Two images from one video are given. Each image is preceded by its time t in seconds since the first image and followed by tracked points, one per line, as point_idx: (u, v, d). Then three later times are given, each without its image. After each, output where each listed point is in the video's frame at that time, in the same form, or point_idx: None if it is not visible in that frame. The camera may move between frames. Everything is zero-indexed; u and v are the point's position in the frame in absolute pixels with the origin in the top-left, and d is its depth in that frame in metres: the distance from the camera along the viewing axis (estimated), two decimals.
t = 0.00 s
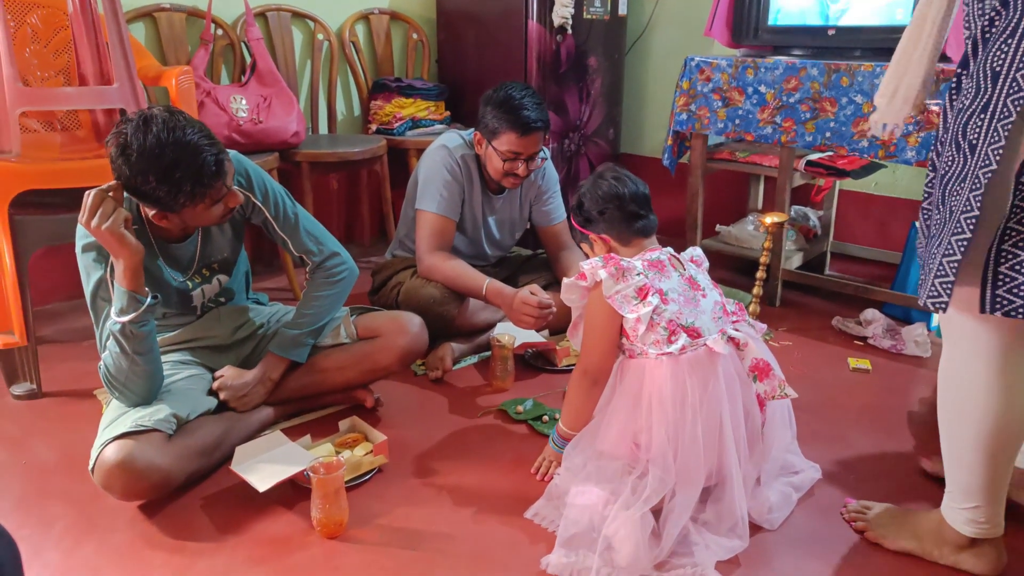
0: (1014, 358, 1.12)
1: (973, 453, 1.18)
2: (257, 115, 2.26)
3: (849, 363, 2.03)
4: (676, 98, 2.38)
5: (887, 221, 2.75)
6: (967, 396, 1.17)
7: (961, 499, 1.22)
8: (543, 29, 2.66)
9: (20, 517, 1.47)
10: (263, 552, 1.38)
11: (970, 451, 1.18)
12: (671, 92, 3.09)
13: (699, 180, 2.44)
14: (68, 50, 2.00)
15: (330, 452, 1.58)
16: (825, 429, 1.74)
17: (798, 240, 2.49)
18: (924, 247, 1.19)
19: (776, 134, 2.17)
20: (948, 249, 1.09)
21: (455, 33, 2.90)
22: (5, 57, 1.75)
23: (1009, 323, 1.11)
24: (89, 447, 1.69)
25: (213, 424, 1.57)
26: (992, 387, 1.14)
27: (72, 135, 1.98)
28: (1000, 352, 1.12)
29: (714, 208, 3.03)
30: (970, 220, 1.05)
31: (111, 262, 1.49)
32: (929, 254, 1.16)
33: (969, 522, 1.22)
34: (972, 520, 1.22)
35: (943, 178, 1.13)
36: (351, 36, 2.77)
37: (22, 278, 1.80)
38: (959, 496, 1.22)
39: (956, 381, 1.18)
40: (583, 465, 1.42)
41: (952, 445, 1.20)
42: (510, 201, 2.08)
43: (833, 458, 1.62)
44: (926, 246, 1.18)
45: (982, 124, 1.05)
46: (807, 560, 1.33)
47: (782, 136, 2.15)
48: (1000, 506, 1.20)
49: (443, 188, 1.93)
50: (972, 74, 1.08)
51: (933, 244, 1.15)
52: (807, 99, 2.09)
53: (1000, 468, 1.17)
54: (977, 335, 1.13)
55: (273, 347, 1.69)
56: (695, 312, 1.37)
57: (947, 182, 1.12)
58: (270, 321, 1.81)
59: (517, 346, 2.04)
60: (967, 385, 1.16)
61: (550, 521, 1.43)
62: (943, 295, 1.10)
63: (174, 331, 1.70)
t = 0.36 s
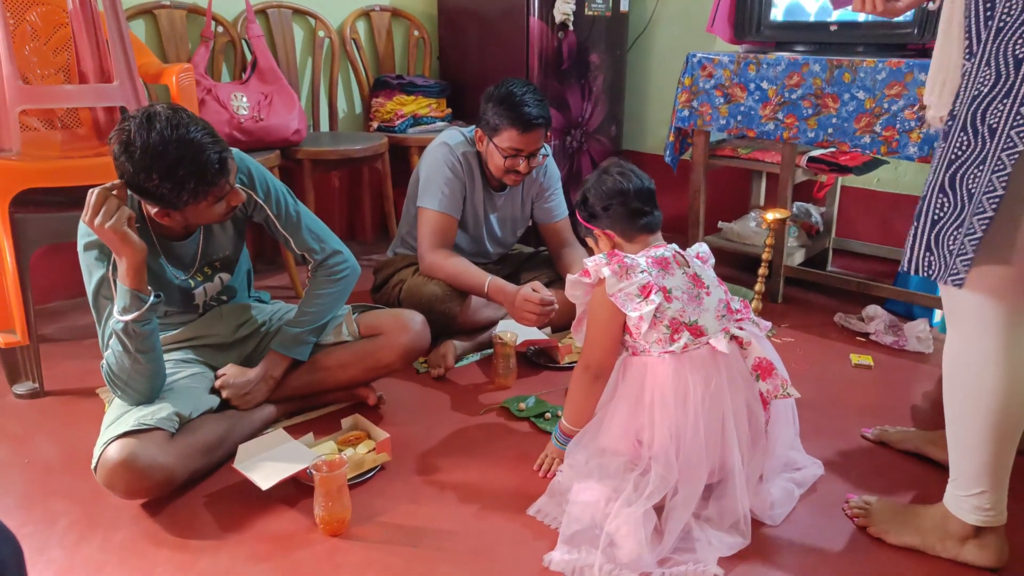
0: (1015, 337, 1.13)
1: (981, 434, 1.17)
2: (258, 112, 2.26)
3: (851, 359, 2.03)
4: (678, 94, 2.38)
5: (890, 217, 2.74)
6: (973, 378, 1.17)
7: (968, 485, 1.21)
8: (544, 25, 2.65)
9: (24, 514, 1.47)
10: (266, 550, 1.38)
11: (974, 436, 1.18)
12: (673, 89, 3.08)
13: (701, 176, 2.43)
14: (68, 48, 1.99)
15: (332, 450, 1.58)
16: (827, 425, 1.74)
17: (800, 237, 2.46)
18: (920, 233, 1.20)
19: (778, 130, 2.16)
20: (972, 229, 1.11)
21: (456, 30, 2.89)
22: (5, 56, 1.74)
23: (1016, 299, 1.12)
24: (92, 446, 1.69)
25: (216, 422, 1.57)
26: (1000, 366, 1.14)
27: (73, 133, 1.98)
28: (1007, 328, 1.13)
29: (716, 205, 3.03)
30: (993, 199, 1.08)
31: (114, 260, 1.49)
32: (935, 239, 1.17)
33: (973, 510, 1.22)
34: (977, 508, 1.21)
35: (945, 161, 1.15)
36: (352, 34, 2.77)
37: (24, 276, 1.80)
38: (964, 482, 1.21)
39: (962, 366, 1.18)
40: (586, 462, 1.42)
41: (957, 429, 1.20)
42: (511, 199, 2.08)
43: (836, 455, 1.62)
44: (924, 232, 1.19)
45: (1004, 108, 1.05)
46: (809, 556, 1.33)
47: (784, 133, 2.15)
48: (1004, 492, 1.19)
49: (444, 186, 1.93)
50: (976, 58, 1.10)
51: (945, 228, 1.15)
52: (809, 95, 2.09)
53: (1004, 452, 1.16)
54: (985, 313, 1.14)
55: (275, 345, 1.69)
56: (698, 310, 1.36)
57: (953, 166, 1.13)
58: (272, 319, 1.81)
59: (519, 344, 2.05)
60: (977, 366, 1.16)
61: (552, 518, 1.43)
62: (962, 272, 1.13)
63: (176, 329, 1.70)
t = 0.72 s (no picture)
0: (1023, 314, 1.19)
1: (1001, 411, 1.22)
2: (260, 109, 2.26)
3: (852, 356, 2.03)
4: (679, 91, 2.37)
5: (891, 214, 2.74)
6: (990, 359, 1.21)
7: (983, 461, 1.26)
8: (546, 22, 2.65)
9: (27, 510, 1.47)
10: (268, 546, 1.38)
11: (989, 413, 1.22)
12: (674, 86, 3.08)
13: (703, 173, 2.43)
14: (70, 45, 1.99)
15: (334, 447, 1.58)
16: (829, 422, 1.74)
17: (802, 235, 2.47)
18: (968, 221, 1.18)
19: (780, 128, 2.16)
20: None
21: (458, 27, 2.89)
22: (7, 52, 1.75)
23: None
24: (94, 441, 1.69)
25: (217, 418, 1.58)
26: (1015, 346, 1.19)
27: (75, 130, 1.98)
28: (1015, 305, 1.18)
29: (717, 202, 3.03)
30: None
31: (116, 256, 1.49)
32: (994, 225, 1.15)
33: (992, 483, 1.27)
34: (994, 481, 1.26)
35: (993, 147, 1.14)
36: (353, 31, 2.77)
37: (27, 273, 1.80)
38: (982, 458, 1.26)
39: (974, 347, 1.23)
40: (587, 459, 1.43)
41: (974, 408, 1.25)
42: (507, 191, 2.08)
43: (837, 452, 1.62)
44: (979, 217, 1.17)
45: None
46: (811, 554, 1.33)
47: (785, 130, 2.15)
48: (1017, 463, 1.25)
49: (441, 180, 1.94)
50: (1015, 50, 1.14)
51: (1008, 214, 1.14)
52: (811, 93, 2.08)
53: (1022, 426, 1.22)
54: (996, 294, 1.19)
55: (277, 342, 1.69)
56: (701, 309, 1.38)
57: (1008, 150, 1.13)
58: (274, 316, 1.81)
59: (520, 340, 2.05)
60: (991, 347, 1.20)
61: (553, 514, 1.43)
62: None
63: (178, 325, 1.70)
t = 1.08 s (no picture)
0: None
1: None
2: (263, 106, 2.27)
3: (855, 355, 2.02)
4: (682, 89, 2.37)
5: (894, 213, 2.74)
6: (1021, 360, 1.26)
7: (1006, 460, 1.32)
8: (548, 20, 2.66)
9: (29, 505, 1.48)
10: (269, 542, 1.38)
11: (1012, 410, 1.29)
12: (677, 83, 3.08)
13: (705, 171, 2.43)
14: (74, 41, 2.00)
15: (335, 443, 1.58)
16: (830, 421, 1.74)
17: (804, 233, 2.47)
18: (1008, 223, 1.21)
19: (783, 126, 2.16)
20: None
21: (461, 24, 2.89)
22: (12, 48, 1.76)
23: None
24: (96, 437, 1.70)
25: (219, 414, 1.58)
26: None
27: (79, 125, 1.99)
28: None
29: (720, 200, 3.03)
30: None
31: (119, 252, 1.49)
32: None
33: (1014, 479, 1.33)
34: (1015, 477, 1.33)
35: None
36: (357, 27, 2.77)
37: (30, 268, 1.81)
38: (1007, 457, 1.32)
39: (1013, 350, 1.27)
40: (589, 456, 1.42)
41: (1001, 406, 1.31)
42: (497, 182, 2.11)
43: (838, 451, 1.62)
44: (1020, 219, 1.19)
45: None
46: (813, 553, 1.33)
47: (789, 128, 2.15)
48: None
49: (432, 175, 1.96)
50: None
51: None
52: (814, 91, 2.08)
53: None
54: None
55: (279, 338, 1.69)
56: (698, 305, 1.37)
57: None
58: (276, 312, 1.82)
59: (522, 337, 2.05)
60: None
61: (554, 512, 1.43)
62: None
63: (181, 321, 1.70)
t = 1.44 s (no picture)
0: None
1: None
2: (265, 104, 2.27)
3: (857, 354, 2.02)
4: (685, 88, 2.37)
5: (897, 213, 2.73)
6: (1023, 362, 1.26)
7: (1008, 461, 1.32)
8: (551, 18, 2.66)
9: (31, 502, 1.48)
10: (270, 540, 1.38)
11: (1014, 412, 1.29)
12: (680, 82, 3.08)
13: (708, 170, 2.44)
14: (77, 39, 2.00)
15: (337, 441, 1.58)
16: (832, 420, 1.74)
17: (807, 232, 2.48)
18: (1007, 228, 1.19)
19: (785, 125, 2.16)
20: None
21: (464, 22, 2.89)
22: (14, 44, 1.76)
23: None
24: (98, 434, 1.70)
25: (222, 412, 1.58)
26: None
27: (82, 123, 1.99)
28: None
29: (723, 200, 3.02)
30: None
31: (120, 250, 1.49)
32: None
33: (1016, 480, 1.33)
34: (1017, 478, 1.33)
35: None
36: (359, 26, 2.77)
37: (33, 265, 1.81)
38: (1009, 458, 1.31)
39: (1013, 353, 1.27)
40: (589, 455, 1.41)
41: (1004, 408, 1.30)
42: (498, 180, 2.11)
43: (840, 450, 1.62)
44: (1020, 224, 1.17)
45: None
46: (816, 553, 1.33)
47: (791, 127, 2.15)
48: None
49: (431, 173, 1.96)
50: None
51: None
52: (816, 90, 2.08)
53: None
54: None
55: (281, 335, 1.69)
56: (690, 300, 1.37)
57: None
58: (279, 310, 1.81)
59: (524, 336, 2.03)
60: None
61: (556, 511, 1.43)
62: None
63: (183, 319, 1.70)
